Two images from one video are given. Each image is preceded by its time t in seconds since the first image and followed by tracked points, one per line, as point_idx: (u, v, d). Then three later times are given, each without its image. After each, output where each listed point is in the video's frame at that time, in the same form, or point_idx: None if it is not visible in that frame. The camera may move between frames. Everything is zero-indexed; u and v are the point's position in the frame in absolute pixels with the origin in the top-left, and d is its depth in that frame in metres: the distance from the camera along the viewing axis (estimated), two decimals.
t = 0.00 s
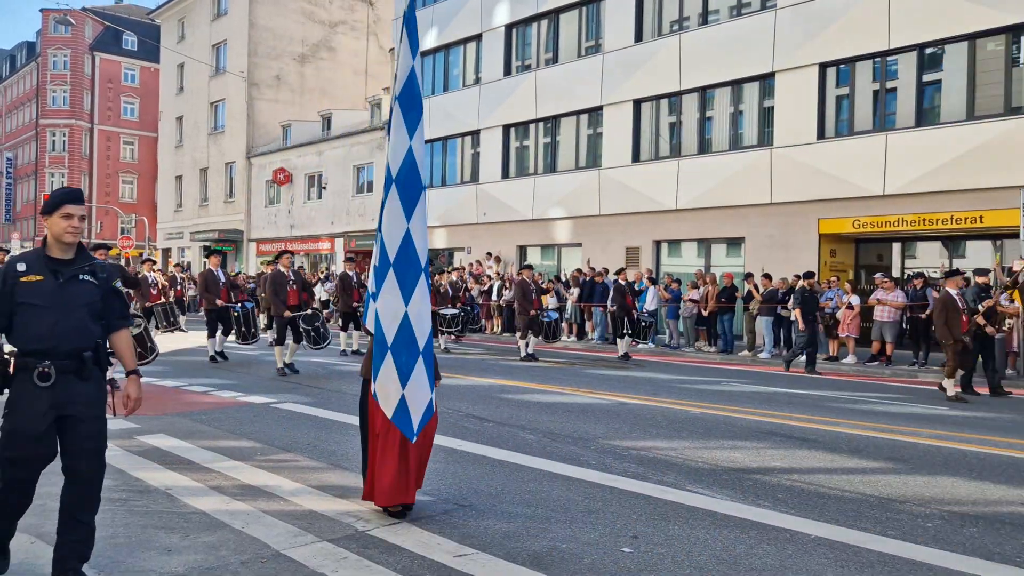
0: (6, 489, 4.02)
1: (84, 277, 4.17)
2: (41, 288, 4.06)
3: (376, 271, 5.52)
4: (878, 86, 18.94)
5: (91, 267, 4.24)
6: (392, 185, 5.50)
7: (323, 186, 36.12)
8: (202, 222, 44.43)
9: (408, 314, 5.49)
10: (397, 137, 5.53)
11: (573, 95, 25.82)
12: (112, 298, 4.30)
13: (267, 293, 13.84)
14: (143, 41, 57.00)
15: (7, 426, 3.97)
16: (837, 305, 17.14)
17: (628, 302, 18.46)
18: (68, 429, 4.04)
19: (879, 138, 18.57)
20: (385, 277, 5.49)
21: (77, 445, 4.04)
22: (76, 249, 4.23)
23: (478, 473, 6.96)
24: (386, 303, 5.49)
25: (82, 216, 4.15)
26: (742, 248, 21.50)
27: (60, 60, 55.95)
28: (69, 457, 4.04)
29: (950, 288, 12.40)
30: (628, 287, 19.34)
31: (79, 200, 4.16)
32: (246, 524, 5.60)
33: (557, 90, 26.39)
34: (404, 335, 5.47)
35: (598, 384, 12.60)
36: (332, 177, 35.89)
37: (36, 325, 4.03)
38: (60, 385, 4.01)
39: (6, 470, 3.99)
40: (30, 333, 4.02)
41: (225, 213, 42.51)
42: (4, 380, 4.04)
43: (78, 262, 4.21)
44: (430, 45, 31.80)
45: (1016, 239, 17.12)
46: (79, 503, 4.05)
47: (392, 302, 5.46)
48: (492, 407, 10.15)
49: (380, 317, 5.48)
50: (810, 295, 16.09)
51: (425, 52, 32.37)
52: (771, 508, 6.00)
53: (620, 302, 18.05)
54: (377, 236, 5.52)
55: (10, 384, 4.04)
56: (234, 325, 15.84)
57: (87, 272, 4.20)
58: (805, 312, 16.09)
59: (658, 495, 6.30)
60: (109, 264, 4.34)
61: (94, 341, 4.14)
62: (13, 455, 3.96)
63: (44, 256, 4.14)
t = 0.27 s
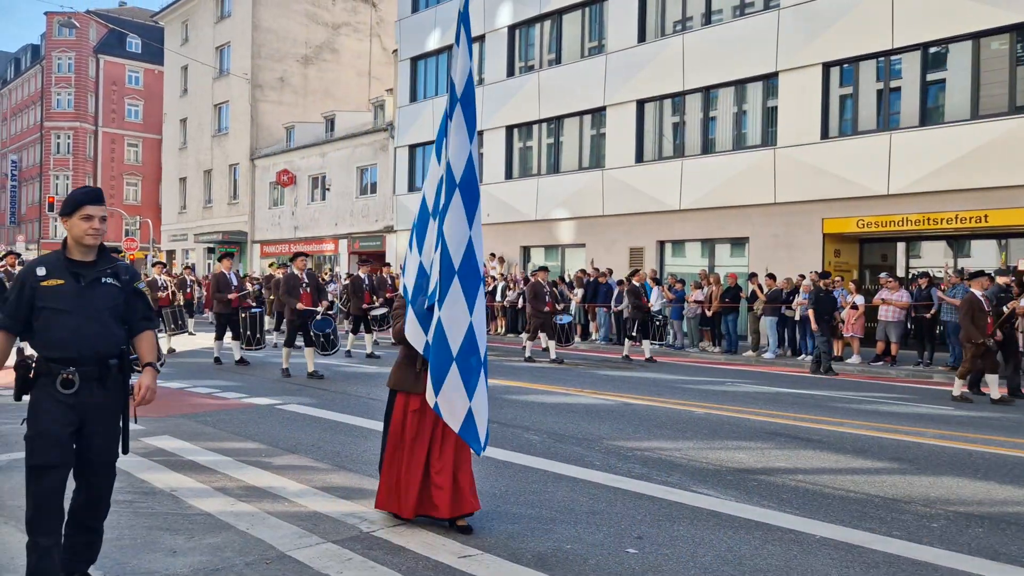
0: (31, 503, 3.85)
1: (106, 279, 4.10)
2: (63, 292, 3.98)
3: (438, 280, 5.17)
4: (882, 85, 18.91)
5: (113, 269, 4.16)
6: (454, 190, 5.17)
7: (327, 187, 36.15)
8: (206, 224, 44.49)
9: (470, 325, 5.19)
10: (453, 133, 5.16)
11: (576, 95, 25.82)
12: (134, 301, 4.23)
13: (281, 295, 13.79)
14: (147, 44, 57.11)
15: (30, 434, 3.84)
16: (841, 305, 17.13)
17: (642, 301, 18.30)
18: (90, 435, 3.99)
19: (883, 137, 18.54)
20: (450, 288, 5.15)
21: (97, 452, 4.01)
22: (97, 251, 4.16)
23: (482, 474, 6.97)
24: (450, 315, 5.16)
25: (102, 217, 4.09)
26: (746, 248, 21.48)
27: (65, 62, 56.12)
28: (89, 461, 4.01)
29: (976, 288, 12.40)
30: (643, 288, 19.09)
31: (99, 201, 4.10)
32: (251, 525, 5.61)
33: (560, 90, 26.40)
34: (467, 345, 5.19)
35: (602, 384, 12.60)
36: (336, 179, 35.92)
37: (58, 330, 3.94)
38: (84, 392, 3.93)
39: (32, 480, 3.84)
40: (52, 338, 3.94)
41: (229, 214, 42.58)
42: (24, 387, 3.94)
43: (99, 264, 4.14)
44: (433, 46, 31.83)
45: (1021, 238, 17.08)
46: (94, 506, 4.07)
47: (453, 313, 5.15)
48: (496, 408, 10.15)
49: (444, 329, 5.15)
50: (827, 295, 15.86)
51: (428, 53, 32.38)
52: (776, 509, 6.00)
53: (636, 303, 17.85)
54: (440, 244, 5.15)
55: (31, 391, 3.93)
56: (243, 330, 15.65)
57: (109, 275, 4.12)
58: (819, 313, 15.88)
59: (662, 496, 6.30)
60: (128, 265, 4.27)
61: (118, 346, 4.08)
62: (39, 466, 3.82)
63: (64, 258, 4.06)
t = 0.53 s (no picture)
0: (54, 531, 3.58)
1: (119, 286, 3.82)
2: (76, 302, 3.71)
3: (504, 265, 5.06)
4: (885, 85, 18.89)
5: (126, 275, 3.88)
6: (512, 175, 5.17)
7: (330, 188, 36.18)
8: (209, 225, 44.54)
9: (529, 313, 5.15)
10: (509, 124, 5.19)
11: (578, 96, 25.82)
12: (150, 308, 3.94)
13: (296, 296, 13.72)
14: (150, 46, 57.20)
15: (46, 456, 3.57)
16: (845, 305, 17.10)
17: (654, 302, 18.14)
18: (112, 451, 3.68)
19: (886, 137, 18.52)
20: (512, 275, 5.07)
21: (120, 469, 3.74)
22: (107, 257, 3.87)
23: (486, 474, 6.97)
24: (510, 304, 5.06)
25: (111, 220, 3.81)
26: (749, 248, 21.47)
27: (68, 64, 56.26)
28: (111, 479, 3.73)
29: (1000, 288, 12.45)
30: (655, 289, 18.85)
31: (107, 203, 3.82)
32: (255, 526, 5.62)
33: (562, 90, 26.40)
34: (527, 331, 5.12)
35: (605, 384, 12.60)
36: (338, 180, 35.94)
37: (72, 341, 3.66)
38: (102, 407, 3.66)
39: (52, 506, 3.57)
40: (66, 351, 3.66)
41: (231, 216, 42.63)
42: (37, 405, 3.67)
43: (111, 270, 3.85)
44: (435, 47, 31.86)
45: None
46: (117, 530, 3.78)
47: (519, 300, 5.10)
48: (499, 408, 10.16)
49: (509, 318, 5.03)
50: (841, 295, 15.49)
51: (430, 54, 32.39)
52: (780, 509, 6.00)
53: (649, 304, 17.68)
54: (503, 229, 5.09)
55: (44, 408, 3.66)
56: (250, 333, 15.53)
57: (123, 282, 3.85)
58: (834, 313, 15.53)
59: (665, 496, 6.30)
60: (142, 271, 3.98)
61: (136, 356, 3.81)
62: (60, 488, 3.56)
63: (74, 266, 3.78)
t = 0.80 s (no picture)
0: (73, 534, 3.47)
1: (132, 276, 3.69)
2: (90, 294, 3.56)
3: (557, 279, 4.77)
4: (886, 84, 18.87)
5: (138, 266, 3.76)
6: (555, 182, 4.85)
7: (330, 188, 36.18)
8: (210, 226, 44.55)
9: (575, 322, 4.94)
10: (550, 125, 4.86)
11: (579, 96, 25.81)
12: (161, 299, 3.83)
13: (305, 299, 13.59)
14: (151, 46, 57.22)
15: (59, 456, 3.46)
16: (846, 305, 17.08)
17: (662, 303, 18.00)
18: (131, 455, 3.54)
19: (887, 136, 18.51)
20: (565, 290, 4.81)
21: (146, 465, 3.54)
22: (118, 246, 3.74)
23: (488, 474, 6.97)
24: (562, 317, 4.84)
25: (125, 208, 3.68)
26: (750, 248, 21.47)
27: (69, 65, 56.40)
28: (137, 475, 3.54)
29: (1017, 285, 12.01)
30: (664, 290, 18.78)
31: (121, 191, 3.68)
32: (256, 526, 5.62)
33: (563, 90, 26.40)
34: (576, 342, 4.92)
35: (606, 384, 12.59)
36: (339, 180, 35.92)
37: (86, 336, 3.51)
38: (119, 403, 3.52)
39: (69, 506, 3.48)
40: (80, 345, 3.50)
41: (232, 216, 42.63)
42: (49, 403, 3.51)
43: (122, 260, 3.73)
44: (436, 47, 31.88)
45: None
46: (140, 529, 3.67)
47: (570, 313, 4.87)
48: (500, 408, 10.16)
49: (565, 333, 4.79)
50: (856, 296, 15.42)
51: (431, 54, 32.39)
52: (782, 508, 5.99)
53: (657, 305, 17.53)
54: (555, 241, 4.80)
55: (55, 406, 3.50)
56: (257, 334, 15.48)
57: (136, 272, 3.73)
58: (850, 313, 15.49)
59: (665, 496, 6.30)
60: (150, 262, 3.87)
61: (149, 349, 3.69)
62: (72, 487, 3.46)
63: (86, 256, 3.64)
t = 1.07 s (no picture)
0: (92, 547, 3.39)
1: (162, 285, 3.52)
2: (118, 301, 3.39)
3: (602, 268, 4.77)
4: (888, 84, 18.86)
5: (168, 273, 3.59)
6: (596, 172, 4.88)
7: (332, 188, 36.18)
8: (211, 225, 44.56)
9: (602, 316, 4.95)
10: (595, 115, 4.91)
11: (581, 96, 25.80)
12: (191, 309, 3.65)
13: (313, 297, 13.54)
14: (152, 46, 57.23)
15: (77, 470, 3.33)
16: (847, 305, 17.05)
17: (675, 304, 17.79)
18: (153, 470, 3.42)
19: (888, 136, 18.50)
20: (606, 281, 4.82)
21: (165, 484, 3.42)
22: (148, 252, 3.58)
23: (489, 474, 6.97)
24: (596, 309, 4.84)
25: (157, 212, 3.52)
26: (751, 248, 21.46)
27: (71, 65, 56.44)
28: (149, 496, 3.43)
29: None
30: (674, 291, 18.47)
31: (153, 194, 3.51)
32: (258, 526, 5.62)
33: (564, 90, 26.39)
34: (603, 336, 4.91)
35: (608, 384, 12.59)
36: (340, 179, 35.92)
37: (114, 346, 3.34)
38: (141, 418, 3.39)
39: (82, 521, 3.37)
40: (106, 355, 3.34)
41: (234, 216, 42.64)
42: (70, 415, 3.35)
43: (151, 267, 3.57)
44: (437, 47, 31.89)
45: None
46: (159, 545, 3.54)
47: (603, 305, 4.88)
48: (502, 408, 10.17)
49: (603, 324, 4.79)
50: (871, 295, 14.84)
51: (432, 54, 32.39)
52: (783, 508, 6.00)
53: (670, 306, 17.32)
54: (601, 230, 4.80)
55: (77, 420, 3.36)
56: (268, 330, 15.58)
57: (167, 280, 3.56)
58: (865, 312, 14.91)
59: (666, 495, 6.30)
60: (180, 269, 3.70)
61: (176, 362, 3.53)
62: (85, 502, 3.35)
63: (116, 261, 3.48)
